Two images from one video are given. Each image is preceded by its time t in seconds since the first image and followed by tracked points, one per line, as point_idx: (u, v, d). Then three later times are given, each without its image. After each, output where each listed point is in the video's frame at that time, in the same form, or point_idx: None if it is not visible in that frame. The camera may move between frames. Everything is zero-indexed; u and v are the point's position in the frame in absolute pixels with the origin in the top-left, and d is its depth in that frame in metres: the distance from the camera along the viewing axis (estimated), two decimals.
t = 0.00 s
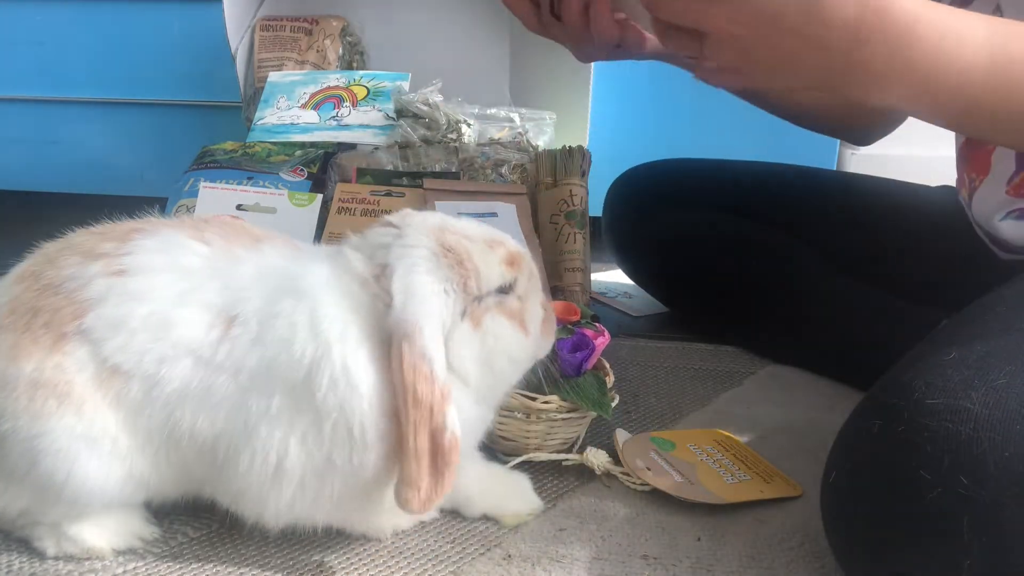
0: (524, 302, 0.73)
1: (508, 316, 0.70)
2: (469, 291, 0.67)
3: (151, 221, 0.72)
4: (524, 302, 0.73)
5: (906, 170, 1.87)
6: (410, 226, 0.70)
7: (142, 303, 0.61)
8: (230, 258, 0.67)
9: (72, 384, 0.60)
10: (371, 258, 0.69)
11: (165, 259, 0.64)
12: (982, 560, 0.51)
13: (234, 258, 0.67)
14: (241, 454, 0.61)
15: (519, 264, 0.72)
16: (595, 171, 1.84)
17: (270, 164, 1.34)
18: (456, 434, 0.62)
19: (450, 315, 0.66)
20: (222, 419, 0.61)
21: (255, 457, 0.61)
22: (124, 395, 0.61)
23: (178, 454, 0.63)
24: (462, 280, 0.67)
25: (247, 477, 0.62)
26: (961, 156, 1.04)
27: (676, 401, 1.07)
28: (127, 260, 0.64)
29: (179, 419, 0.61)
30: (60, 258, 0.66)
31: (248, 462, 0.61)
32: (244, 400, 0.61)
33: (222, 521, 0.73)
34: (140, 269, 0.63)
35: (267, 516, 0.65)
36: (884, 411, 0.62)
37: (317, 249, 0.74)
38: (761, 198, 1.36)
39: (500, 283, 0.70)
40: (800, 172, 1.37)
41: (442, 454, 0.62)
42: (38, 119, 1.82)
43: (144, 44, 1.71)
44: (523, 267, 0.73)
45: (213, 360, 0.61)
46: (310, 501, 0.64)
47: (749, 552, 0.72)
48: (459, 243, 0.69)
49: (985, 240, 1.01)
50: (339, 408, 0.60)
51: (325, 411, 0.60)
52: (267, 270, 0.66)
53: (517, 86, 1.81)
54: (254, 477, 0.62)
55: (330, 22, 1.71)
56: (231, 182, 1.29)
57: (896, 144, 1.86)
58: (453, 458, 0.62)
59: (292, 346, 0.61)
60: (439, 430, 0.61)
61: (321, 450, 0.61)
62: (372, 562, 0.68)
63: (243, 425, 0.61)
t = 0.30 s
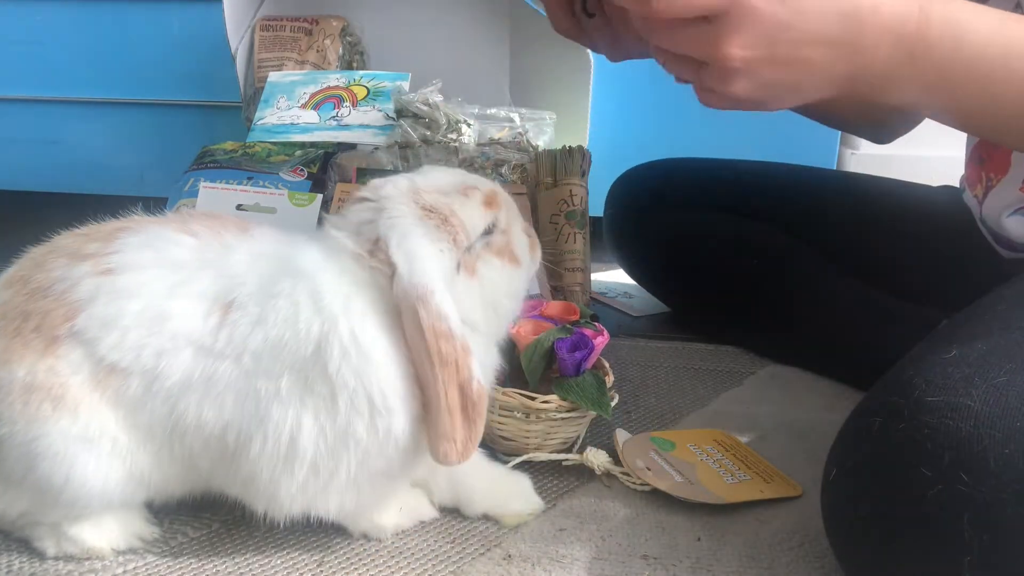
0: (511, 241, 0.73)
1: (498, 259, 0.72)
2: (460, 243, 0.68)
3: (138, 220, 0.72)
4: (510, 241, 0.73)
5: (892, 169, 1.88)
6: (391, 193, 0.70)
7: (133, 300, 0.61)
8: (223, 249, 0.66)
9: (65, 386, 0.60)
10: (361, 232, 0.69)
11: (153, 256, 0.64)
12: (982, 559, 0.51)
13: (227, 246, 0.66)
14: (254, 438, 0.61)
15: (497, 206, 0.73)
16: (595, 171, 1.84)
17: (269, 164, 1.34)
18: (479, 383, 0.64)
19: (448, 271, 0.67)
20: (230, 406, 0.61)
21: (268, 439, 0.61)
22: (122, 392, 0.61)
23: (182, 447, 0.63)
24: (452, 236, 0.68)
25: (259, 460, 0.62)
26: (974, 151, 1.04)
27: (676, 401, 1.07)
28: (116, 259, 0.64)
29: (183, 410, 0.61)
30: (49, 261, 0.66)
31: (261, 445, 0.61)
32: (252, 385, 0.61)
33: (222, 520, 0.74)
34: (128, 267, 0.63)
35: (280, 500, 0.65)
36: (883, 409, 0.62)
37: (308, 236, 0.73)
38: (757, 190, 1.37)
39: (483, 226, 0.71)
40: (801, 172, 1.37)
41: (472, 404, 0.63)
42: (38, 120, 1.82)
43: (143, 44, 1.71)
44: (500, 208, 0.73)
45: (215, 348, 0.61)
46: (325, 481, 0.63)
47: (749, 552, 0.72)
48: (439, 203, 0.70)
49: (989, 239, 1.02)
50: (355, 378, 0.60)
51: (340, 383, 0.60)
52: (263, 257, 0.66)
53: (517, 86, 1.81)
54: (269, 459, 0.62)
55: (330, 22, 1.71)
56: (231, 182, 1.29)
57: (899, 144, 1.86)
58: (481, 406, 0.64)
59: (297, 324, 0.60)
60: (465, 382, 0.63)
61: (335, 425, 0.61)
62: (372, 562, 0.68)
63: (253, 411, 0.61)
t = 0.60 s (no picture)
0: (504, 232, 0.72)
1: (492, 252, 0.70)
2: (451, 238, 0.67)
3: (132, 219, 0.71)
4: (503, 234, 0.72)
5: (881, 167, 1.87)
6: (382, 184, 0.69)
7: (127, 298, 0.61)
8: (215, 246, 0.66)
9: (60, 386, 0.59)
10: (353, 223, 0.68)
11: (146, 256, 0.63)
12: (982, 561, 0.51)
13: (220, 243, 0.66)
14: (252, 434, 0.61)
15: (492, 197, 0.71)
16: (595, 171, 1.84)
17: (270, 164, 1.34)
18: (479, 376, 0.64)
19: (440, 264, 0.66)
20: (227, 404, 0.61)
21: (267, 435, 0.61)
22: (117, 391, 0.60)
23: (177, 446, 0.63)
24: (442, 230, 0.67)
25: (257, 456, 0.62)
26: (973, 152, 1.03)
27: (675, 401, 1.07)
28: (109, 258, 0.63)
29: (178, 407, 0.61)
30: (43, 262, 0.65)
31: (259, 441, 0.61)
32: (249, 381, 0.61)
33: (222, 521, 0.73)
34: (121, 267, 0.62)
35: (278, 497, 0.64)
36: (883, 410, 0.62)
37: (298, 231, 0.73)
38: (758, 191, 1.36)
39: (476, 219, 0.69)
40: (801, 172, 1.37)
41: (471, 394, 0.63)
42: (38, 120, 1.82)
43: (143, 44, 1.71)
44: (495, 198, 0.72)
45: (211, 345, 0.61)
46: (324, 476, 0.63)
47: (749, 552, 0.72)
48: (428, 194, 0.68)
49: (989, 240, 1.02)
50: (351, 371, 0.60)
51: (336, 376, 0.60)
52: (255, 254, 0.65)
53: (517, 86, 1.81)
54: (267, 455, 0.62)
55: (330, 22, 1.71)
56: (231, 182, 1.29)
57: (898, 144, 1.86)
58: (480, 396, 0.64)
59: (292, 320, 0.61)
60: (464, 372, 0.63)
61: (332, 418, 0.61)
62: (372, 562, 0.68)
63: (252, 408, 0.61)
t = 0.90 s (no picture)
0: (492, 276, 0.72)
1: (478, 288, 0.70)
2: (449, 251, 0.68)
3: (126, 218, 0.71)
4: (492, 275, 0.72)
5: (873, 166, 1.86)
6: (393, 188, 0.69)
7: (113, 293, 0.60)
8: (203, 242, 0.64)
9: (46, 381, 0.59)
10: (352, 220, 0.68)
11: (128, 250, 0.62)
12: (981, 561, 0.51)
13: (206, 238, 0.65)
14: (236, 433, 0.61)
15: (491, 244, 0.72)
16: (596, 171, 1.84)
17: (270, 164, 1.34)
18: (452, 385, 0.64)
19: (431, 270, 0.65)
20: (212, 402, 0.60)
21: (251, 436, 0.61)
22: (100, 388, 0.60)
23: (162, 444, 0.62)
24: (448, 239, 0.67)
25: (240, 455, 0.61)
26: (969, 154, 1.02)
27: (675, 401, 1.07)
28: (93, 253, 0.62)
29: (162, 406, 0.60)
30: (30, 260, 0.65)
31: (240, 441, 0.61)
32: (233, 380, 0.60)
33: (222, 520, 0.74)
34: (104, 262, 0.61)
35: (266, 496, 0.64)
36: (883, 410, 0.62)
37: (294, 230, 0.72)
38: (750, 198, 1.37)
39: (473, 253, 0.70)
40: (801, 172, 1.37)
41: (440, 401, 0.63)
42: (38, 120, 1.82)
43: (143, 44, 1.71)
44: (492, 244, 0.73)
45: (194, 341, 0.60)
46: (309, 478, 0.63)
47: (749, 552, 0.72)
48: (439, 208, 0.70)
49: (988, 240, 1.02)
50: (333, 372, 0.59)
51: (318, 376, 0.59)
52: (243, 250, 0.64)
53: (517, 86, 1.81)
54: (249, 455, 0.61)
55: (330, 22, 1.71)
56: (231, 182, 1.29)
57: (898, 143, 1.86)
58: (451, 407, 0.64)
59: (277, 319, 0.60)
60: (441, 376, 0.63)
61: (314, 419, 0.60)
62: (372, 562, 0.68)
63: (237, 410, 0.60)
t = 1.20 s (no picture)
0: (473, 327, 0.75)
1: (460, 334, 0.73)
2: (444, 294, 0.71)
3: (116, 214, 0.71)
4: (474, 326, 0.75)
5: (871, 167, 1.87)
6: (407, 227, 0.74)
7: (89, 282, 0.58)
8: (195, 237, 0.64)
9: (15, 379, 0.58)
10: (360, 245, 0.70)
11: (104, 240, 0.61)
12: (980, 560, 0.51)
13: (198, 235, 0.64)
14: (212, 434, 0.59)
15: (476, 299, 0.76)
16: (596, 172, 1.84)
17: (269, 164, 1.34)
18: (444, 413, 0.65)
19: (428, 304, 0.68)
20: (192, 399, 0.58)
21: (230, 438, 0.59)
22: (71, 379, 0.58)
23: (131, 442, 0.60)
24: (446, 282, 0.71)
25: (215, 457, 0.60)
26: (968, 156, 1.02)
27: (675, 401, 1.07)
28: (68, 244, 0.61)
29: (136, 399, 0.58)
30: (4, 255, 0.64)
31: (214, 441, 0.59)
32: (218, 379, 0.59)
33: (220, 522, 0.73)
34: (78, 252, 0.60)
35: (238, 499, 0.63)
36: (883, 411, 0.62)
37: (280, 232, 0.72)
38: (751, 196, 1.37)
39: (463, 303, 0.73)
40: (802, 172, 1.37)
41: (430, 425, 0.63)
42: (38, 120, 1.82)
43: (143, 44, 1.71)
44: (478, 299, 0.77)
45: (179, 334, 0.58)
46: (283, 485, 0.61)
47: (749, 552, 0.72)
48: (450, 258, 0.76)
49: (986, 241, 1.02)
50: (329, 376, 0.59)
51: (311, 381, 0.59)
52: (236, 249, 0.64)
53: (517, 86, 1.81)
54: (222, 455, 0.60)
55: (330, 22, 1.71)
56: (231, 182, 1.29)
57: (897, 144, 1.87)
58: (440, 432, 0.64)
59: (279, 321, 0.60)
60: (434, 401, 0.63)
61: (297, 424, 0.60)
62: (372, 562, 0.68)
63: (223, 410, 0.59)
